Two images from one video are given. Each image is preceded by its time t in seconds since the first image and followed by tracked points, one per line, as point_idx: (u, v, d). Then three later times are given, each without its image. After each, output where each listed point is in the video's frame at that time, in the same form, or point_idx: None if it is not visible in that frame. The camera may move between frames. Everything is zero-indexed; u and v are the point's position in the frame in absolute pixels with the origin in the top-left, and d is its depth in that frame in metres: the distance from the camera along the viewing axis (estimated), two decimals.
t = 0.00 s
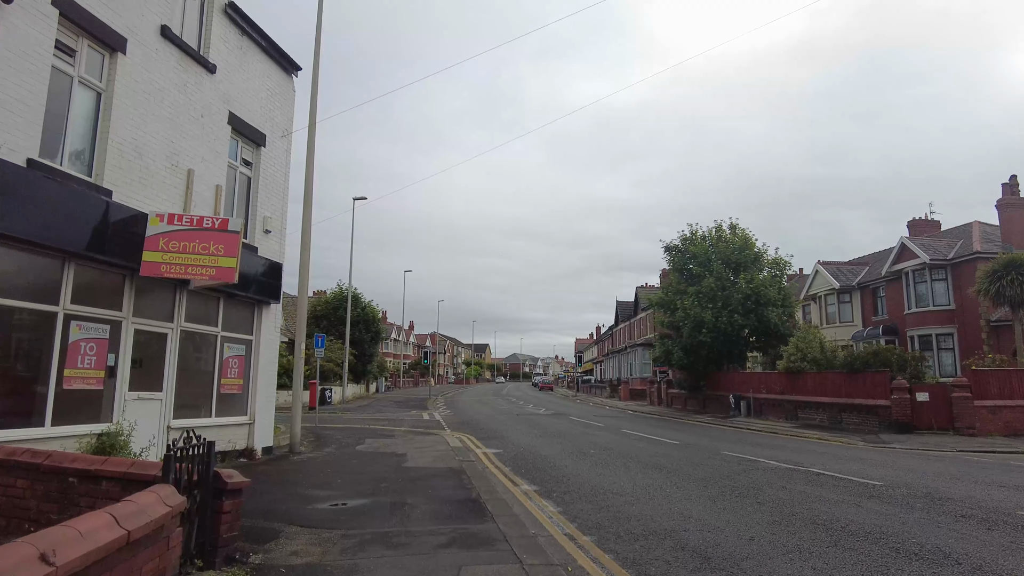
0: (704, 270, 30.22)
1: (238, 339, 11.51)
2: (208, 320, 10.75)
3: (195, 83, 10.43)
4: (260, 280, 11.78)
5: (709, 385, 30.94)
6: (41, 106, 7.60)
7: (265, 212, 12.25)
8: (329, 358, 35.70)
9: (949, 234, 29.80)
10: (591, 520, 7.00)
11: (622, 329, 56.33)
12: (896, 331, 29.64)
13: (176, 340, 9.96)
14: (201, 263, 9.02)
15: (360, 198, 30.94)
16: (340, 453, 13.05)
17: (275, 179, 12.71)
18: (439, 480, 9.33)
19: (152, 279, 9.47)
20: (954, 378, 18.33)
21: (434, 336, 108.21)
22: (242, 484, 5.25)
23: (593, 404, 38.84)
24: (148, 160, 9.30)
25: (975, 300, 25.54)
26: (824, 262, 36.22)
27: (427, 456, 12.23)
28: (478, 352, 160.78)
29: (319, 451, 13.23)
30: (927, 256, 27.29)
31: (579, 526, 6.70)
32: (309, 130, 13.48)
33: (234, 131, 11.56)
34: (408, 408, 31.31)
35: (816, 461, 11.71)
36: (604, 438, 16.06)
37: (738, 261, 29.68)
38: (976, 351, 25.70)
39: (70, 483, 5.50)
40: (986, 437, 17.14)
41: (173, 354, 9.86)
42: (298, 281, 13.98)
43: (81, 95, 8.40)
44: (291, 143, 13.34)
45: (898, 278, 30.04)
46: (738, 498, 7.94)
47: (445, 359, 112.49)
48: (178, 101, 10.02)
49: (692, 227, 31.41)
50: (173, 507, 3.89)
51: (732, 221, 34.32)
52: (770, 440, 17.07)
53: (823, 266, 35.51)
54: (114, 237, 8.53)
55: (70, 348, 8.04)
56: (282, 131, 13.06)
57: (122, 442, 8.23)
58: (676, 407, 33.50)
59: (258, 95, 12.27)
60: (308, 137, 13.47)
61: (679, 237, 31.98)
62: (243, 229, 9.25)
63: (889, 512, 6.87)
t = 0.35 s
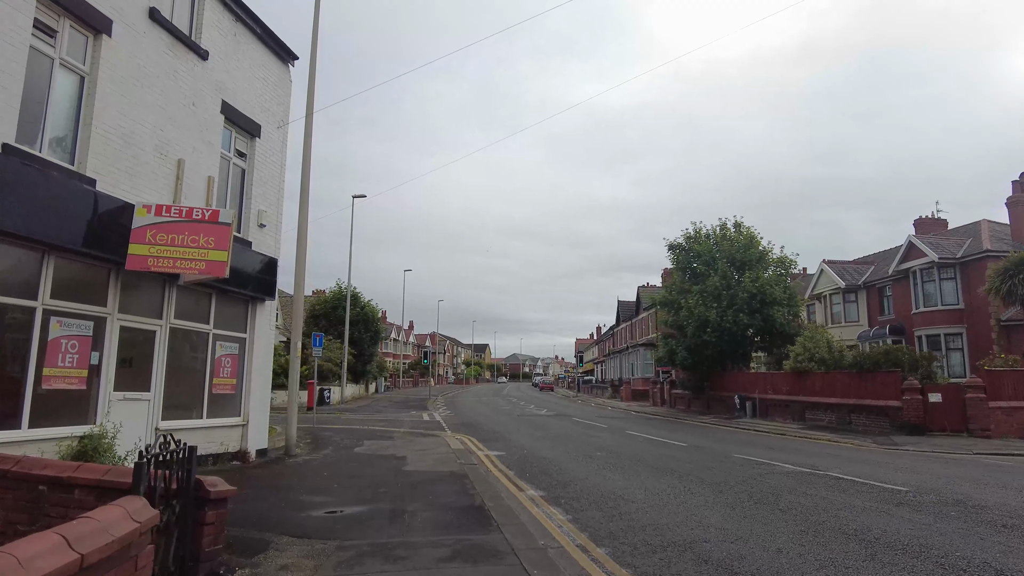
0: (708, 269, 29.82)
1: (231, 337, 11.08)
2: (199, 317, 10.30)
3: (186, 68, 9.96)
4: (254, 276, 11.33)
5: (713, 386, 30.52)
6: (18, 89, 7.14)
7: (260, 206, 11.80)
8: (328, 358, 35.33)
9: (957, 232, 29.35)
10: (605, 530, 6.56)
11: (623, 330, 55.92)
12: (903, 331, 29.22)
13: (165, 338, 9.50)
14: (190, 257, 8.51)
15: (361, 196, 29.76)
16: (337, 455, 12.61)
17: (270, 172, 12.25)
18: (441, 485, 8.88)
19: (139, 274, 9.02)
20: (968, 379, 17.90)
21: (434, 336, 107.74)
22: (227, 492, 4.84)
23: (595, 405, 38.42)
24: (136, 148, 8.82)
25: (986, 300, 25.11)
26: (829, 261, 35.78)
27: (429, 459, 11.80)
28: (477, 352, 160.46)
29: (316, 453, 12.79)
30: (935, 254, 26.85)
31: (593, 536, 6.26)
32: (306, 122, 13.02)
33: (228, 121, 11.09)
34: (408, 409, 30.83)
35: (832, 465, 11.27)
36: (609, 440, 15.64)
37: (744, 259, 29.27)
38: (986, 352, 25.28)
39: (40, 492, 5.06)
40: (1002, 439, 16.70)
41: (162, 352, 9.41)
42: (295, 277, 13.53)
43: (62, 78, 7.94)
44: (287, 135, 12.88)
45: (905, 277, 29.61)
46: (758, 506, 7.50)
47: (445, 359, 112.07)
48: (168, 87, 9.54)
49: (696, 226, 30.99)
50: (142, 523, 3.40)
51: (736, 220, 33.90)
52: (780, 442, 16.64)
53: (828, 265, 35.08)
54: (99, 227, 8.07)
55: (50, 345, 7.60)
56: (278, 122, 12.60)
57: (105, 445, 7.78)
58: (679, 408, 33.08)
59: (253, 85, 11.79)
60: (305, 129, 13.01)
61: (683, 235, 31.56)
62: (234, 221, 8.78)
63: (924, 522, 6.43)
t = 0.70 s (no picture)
0: (713, 265, 29.35)
1: (223, 334, 10.58)
2: (188, 313, 9.79)
3: (174, 50, 9.40)
4: (247, 270, 10.82)
5: (718, 384, 30.05)
6: None
7: (253, 197, 11.29)
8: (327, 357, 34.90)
9: (967, 228, 28.83)
10: (621, 542, 6.05)
11: (625, 328, 55.47)
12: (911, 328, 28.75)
13: (152, 334, 9.00)
14: (176, 249, 8.02)
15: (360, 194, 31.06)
16: (335, 457, 12.14)
17: (264, 162, 11.72)
18: (443, 491, 8.35)
19: (123, 266, 8.51)
20: (983, 377, 17.41)
21: (434, 334, 107.19)
22: (207, 504, 4.36)
23: (598, 404, 37.98)
24: (118, 133, 8.27)
25: (997, 296, 24.62)
26: (835, 258, 35.29)
27: (430, 461, 11.32)
28: (478, 350, 160.11)
29: (312, 455, 12.31)
30: (945, 250, 26.32)
31: (610, 549, 5.76)
32: (302, 110, 12.46)
33: (220, 107, 10.55)
34: (408, 408, 30.38)
35: (852, 467, 10.78)
36: (616, 441, 15.17)
37: (749, 256, 28.81)
38: (997, 349, 24.82)
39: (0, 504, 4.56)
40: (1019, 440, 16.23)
41: (147, 349, 8.91)
42: (289, 272, 13.01)
43: (37, 57, 7.40)
44: (282, 124, 12.33)
45: (913, 274, 29.12)
46: (783, 514, 7.00)
47: (445, 358, 111.62)
48: (154, 69, 8.98)
49: (700, 222, 30.51)
50: (94, 549, 2.92)
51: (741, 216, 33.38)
52: (791, 443, 16.17)
53: (833, 262, 34.58)
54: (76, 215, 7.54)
55: (25, 343, 7.09)
56: (272, 110, 12.03)
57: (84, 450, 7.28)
58: (683, 407, 32.64)
59: (246, 70, 11.22)
60: (300, 118, 12.45)
61: (687, 232, 31.10)
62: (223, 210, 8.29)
63: (968, 533, 5.92)
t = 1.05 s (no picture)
0: (719, 263, 28.93)
1: (217, 330, 10.11)
2: (181, 307, 9.35)
3: (166, 31, 8.92)
4: (243, 263, 10.36)
5: (725, 385, 29.70)
6: None
7: (249, 187, 10.84)
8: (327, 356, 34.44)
9: (977, 225, 28.35)
10: (644, 551, 5.61)
11: (627, 327, 55.04)
12: (920, 327, 28.30)
13: (142, 329, 8.54)
14: (167, 238, 7.57)
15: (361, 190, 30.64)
16: (336, 458, 11.71)
17: (261, 151, 11.27)
18: (448, 494, 7.90)
19: (111, 257, 8.06)
20: (1001, 376, 16.94)
21: (435, 334, 106.68)
22: (191, 512, 3.90)
23: (602, 403, 37.57)
24: (105, 116, 7.82)
25: (1010, 295, 24.16)
26: (842, 256, 34.82)
27: (434, 463, 10.88)
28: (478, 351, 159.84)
29: (311, 455, 11.87)
30: (956, 247, 25.86)
31: (631, 559, 5.32)
32: (301, 99, 12.02)
33: (214, 93, 10.09)
34: (410, 408, 29.96)
35: (875, 469, 10.32)
36: (626, 441, 14.73)
37: (757, 254, 28.41)
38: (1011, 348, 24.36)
39: None
40: None
41: (137, 345, 8.45)
42: (288, 267, 12.58)
43: (18, 32, 6.94)
44: (281, 112, 11.88)
45: (923, 272, 28.64)
46: (814, 520, 6.55)
47: (446, 358, 111.27)
48: (144, 50, 8.49)
49: (706, 219, 30.07)
50: None
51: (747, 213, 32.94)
52: (805, 444, 15.73)
53: (840, 260, 34.13)
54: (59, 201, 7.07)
55: (3, 336, 6.64)
56: (270, 98, 11.59)
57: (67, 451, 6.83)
58: (689, 407, 32.21)
59: (243, 55, 10.77)
60: (299, 106, 12.01)
61: (693, 229, 30.67)
62: (217, 197, 7.84)
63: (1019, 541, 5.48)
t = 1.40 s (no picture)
0: (725, 263, 28.52)
1: (211, 332, 9.69)
2: (173, 308, 8.92)
3: (157, 18, 8.49)
4: (239, 262, 9.94)
5: (731, 387, 29.31)
6: None
7: (245, 183, 10.41)
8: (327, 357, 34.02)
9: (988, 225, 27.90)
10: (669, 572, 5.17)
11: (630, 328, 54.66)
12: (930, 328, 27.85)
13: (130, 331, 8.11)
14: (156, 235, 7.14)
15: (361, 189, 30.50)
16: (335, 465, 11.30)
17: (257, 146, 10.84)
18: (454, 507, 7.47)
19: (97, 255, 7.62)
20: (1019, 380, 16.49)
21: (435, 335, 106.20)
22: (171, 537, 3.50)
23: (605, 405, 37.17)
24: (91, 106, 7.39)
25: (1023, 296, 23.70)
26: (849, 257, 34.38)
27: (438, 470, 10.46)
28: (479, 351, 159.42)
29: (309, 462, 11.45)
30: (967, 248, 25.40)
31: None
32: (299, 92, 11.59)
33: (209, 84, 9.67)
34: (411, 410, 29.52)
35: (898, 478, 9.88)
36: (634, 446, 14.30)
37: (763, 254, 28.00)
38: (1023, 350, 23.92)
39: None
40: None
41: (126, 347, 8.02)
42: (285, 266, 12.15)
43: None
44: (278, 106, 11.45)
45: (932, 272, 28.20)
46: (846, 536, 6.12)
47: (446, 359, 110.86)
48: (134, 38, 8.07)
49: (712, 219, 29.64)
50: None
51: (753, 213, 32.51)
52: (818, 449, 15.29)
53: (847, 261, 33.70)
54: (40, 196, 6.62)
55: None
56: (267, 91, 11.16)
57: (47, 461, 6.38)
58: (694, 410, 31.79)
59: (238, 46, 10.34)
60: (298, 100, 11.59)
61: (698, 229, 30.26)
62: (209, 192, 7.41)
63: None
